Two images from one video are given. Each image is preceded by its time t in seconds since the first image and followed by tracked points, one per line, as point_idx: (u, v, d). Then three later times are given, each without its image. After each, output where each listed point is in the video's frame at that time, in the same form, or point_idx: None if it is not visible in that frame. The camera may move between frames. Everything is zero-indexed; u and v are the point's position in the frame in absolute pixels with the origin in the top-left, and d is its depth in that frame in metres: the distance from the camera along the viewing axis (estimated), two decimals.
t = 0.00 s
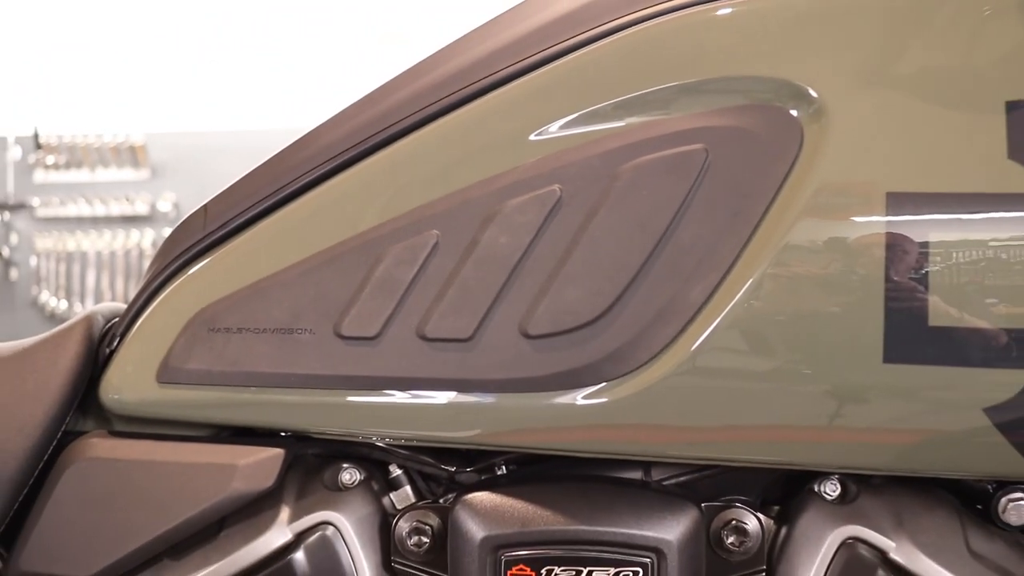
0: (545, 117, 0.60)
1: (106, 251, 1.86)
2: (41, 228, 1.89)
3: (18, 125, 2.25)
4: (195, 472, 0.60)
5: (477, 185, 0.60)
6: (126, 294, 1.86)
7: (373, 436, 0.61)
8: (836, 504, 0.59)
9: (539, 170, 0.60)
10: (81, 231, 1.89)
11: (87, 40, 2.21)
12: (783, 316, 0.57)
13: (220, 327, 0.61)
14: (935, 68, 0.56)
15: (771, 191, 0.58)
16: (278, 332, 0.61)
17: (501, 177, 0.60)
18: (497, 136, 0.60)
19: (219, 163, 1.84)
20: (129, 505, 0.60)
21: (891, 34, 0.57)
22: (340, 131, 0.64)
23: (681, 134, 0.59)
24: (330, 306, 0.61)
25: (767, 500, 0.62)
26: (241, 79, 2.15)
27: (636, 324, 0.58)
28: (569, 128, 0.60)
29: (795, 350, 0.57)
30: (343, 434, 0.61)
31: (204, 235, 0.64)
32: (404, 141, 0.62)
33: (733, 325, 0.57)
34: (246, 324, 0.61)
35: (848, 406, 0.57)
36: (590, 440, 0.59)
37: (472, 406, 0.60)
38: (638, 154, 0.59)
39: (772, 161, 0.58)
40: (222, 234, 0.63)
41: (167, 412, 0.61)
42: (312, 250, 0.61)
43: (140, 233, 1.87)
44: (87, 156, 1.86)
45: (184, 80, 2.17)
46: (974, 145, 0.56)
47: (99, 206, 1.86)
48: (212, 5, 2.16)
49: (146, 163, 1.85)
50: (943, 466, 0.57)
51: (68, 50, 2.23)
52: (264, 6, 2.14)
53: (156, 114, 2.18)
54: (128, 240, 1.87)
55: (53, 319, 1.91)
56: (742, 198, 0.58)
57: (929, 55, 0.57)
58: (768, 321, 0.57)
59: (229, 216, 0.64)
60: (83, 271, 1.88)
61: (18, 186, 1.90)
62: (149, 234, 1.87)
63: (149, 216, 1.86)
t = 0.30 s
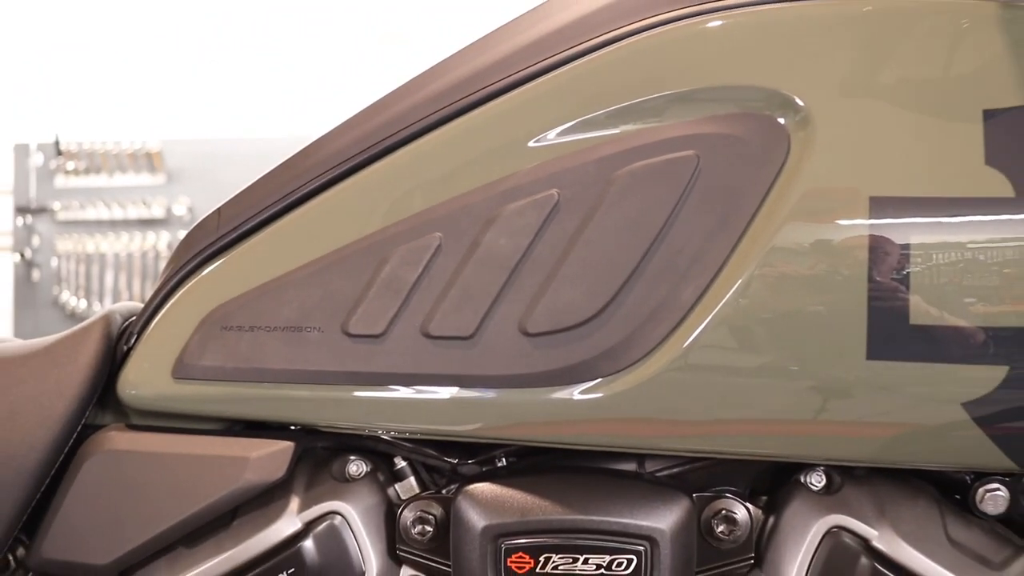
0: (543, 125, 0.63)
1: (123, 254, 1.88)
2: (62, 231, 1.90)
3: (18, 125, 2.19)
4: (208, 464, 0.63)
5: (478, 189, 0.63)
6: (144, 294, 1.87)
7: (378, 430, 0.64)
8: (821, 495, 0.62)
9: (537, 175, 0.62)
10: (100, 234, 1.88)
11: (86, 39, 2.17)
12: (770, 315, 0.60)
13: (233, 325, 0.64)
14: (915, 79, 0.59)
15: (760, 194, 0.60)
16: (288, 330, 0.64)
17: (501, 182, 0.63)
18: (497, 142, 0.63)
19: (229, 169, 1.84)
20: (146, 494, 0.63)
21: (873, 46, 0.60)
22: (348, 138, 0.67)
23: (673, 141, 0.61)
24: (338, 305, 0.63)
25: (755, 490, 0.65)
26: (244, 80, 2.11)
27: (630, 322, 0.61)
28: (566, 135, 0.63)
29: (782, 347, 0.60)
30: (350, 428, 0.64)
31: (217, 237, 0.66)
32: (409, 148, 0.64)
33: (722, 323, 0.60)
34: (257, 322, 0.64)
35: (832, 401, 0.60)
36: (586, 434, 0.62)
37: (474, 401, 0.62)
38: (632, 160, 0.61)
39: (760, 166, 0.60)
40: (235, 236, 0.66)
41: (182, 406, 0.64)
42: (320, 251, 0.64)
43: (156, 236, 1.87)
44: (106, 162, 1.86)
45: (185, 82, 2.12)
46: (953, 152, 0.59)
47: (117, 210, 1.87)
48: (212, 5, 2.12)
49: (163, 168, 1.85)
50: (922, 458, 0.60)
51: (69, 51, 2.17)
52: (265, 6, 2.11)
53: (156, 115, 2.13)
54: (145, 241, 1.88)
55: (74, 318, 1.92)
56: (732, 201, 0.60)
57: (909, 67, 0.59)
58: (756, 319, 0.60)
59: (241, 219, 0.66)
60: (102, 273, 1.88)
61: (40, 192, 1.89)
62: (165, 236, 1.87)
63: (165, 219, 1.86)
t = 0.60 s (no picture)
0: (542, 128, 0.64)
1: (133, 254, 1.89)
2: (75, 232, 1.92)
3: (18, 126, 2.19)
4: (215, 458, 0.65)
5: (478, 192, 0.65)
6: (154, 294, 1.90)
7: (381, 424, 0.66)
8: (810, 487, 0.64)
9: (535, 177, 0.64)
10: (112, 235, 1.91)
11: (85, 39, 2.18)
12: (762, 313, 0.61)
13: (240, 323, 0.66)
14: (901, 85, 0.61)
15: (751, 197, 0.62)
16: (293, 328, 0.66)
17: (500, 184, 0.65)
18: (497, 145, 0.65)
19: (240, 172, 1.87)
20: (155, 488, 0.65)
21: (861, 53, 0.61)
22: (352, 141, 0.69)
23: (667, 144, 0.63)
24: (342, 303, 0.65)
25: (746, 483, 0.67)
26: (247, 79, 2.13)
27: (625, 321, 0.63)
28: (563, 138, 0.64)
29: (773, 345, 0.61)
30: (353, 422, 0.66)
31: (225, 238, 0.68)
32: (411, 151, 0.66)
33: (715, 321, 0.62)
34: (264, 320, 0.66)
35: (822, 397, 0.61)
36: (583, 428, 0.64)
37: (474, 397, 0.64)
38: (627, 162, 0.63)
39: (752, 169, 0.62)
40: (243, 237, 0.68)
41: (191, 401, 0.66)
42: (325, 252, 0.66)
43: (165, 237, 1.89)
44: (117, 164, 1.88)
45: (188, 79, 2.14)
46: (938, 155, 0.60)
47: (127, 212, 1.89)
48: (212, 5, 2.13)
49: (172, 171, 1.87)
50: (908, 452, 0.62)
51: (69, 51, 2.18)
52: (265, 6, 2.13)
53: (155, 114, 2.15)
54: (155, 242, 1.90)
55: (85, 318, 1.93)
56: (724, 203, 0.62)
57: (896, 73, 0.61)
58: (748, 318, 0.61)
59: (248, 220, 0.68)
60: (113, 273, 1.91)
61: (52, 194, 1.91)
62: (174, 238, 1.89)
63: (174, 220, 1.88)
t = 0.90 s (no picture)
0: (540, 134, 0.67)
1: (147, 255, 1.92)
2: (90, 234, 1.94)
3: (19, 126, 2.20)
4: (225, 452, 0.67)
5: (479, 195, 0.67)
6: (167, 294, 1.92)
7: (385, 419, 0.68)
8: (798, 480, 0.66)
9: (533, 181, 0.67)
10: (126, 237, 1.93)
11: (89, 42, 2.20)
12: (752, 312, 0.64)
13: (249, 322, 0.68)
14: (885, 92, 0.63)
15: (742, 200, 0.64)
16: (301, 327, 0.68)
17: (500, 188, 0.67)
18: (497, 150, 0.67)
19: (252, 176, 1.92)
20: (168, 480, 0.67)
21: (848, 61, 0.64)
22: (357, 146, 0.71)
23: (661, 149, 0.66)
24: (348, 302, 0.68)
25: (737, 476, 0.69)
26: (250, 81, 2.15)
27: (621, 319, 0.65)
28: (561, 144, 0.67)
29: (763, 343, 0.64)
30: (359, 417, 0.68)
31: (235, 240, 0.71)
32: (414, 156, 0.69)
33: (707, 320, 0.64)
34: (272, 319, 0.68)
35: (810, 393, 0.64)
36: (581, 423, 0.66)
37: (474, 393, 0.67)
38: (622, 167, 0.66)
39: (742, 173, 0.65)
40: (252, 239, 0.70)
41: (202, 397, 0.69)
42: (331, 253, 0.68)
43: (177, 239, 1.92)
44: (130, 170, 1.91)
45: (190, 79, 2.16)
46: (922, 159, 0.63)
47: (140, 216, 1.91)
48: (212, 6, 2.15)
49: (184, 176, 1.91)
50: (893, 445, 0.65)
51: (72, 52, 2.20)
52: (265, 6, 2.15)
53: (155, 114, 2.17)
54: (167, 243, 1.92)
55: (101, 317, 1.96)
56: (716, 206, 0.65)
57: (881, 81, 0.64)
58: (739, 317, 0.64)
59: (257, 223, 0.71)
60: (127, 273, 1.93)
61: (69, 197, 1.94)
62: (186, 239, 1.92)
63: (186, 222, 1.92)
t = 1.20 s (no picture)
0: (539, 139, 0.70)
1: (162, 255, 1.95)
2: (108, 235, 1.97)
3: (19, 120, 2.27)
4: (237, 444, 0.70)
5: (480, 198, 0.70)
6: (182, 294, 1.95)
7: (391, 413, 0.71)
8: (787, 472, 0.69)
9: (532, 184, 0.69)
10: (142, 239, 1.96)
11: (99, 47, 2.25)
12: (743, 310, 0.66)
13: (260, 320, 0.71)
14: (870, 99, 0.66)
15: (732, 202, 0.67)
16: (309, 324, 0.71)
17: (501, 191, 0.70)
18: (498, 155, 0.70)
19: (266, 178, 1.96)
20: (182, 472, 0.70)
21: (834, 70, 0.67)
22: (364, 151, 0.74)
23: (655, 154, 0.68)
24: (355, 301, 0.71)
25: (729, 467, 0.73)
26: (251, 80, 2.22)
27: (617, 317, 0.68)
28: (559, 148, 0.69)
29: (753, 340, 0.66)
30: (365, 411, 0.71)
31: (246, 240, 0.74)
32: (419, 160, 0.72)
33: (699, 318, 0.67)
34: (282, 317, 0.71)
35: (798, 387, 0.67)
36: (578, 417, 0.69)
37: (476, 388, 0.70)
38: (617, 171, 0.68)
39: (733, 177, 0.67)
40: (263, 240, 0.73)
41: (215, 392, 0.71)
42: (339, 253, 0.71)
43: (191, 240, 1.95)
44: (147, 174, 1.95)
45: (192, 79, 2.23)
46: (905, 163, 0.65)
47: (156, 217, 1.94)
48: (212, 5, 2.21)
49: (198, 180, 1.95)
50: (878, 438, 0.67)
51: (85, 55, 2.25)
52: (265, 6, 2.20)
53: (154, 114, 2.24)
54: (182, 244, 1.95)
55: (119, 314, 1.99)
56: (708, 209, 0.67)
57: (865, 88, 0.66)
58: (730, 315, 0.66)
59: (268, 224, 0.74)
60: (143, 273, 1.96)
61: (88, 200, 1.98)
62: (200, 241, 1.96)
63: (200, 225, 1.95)
